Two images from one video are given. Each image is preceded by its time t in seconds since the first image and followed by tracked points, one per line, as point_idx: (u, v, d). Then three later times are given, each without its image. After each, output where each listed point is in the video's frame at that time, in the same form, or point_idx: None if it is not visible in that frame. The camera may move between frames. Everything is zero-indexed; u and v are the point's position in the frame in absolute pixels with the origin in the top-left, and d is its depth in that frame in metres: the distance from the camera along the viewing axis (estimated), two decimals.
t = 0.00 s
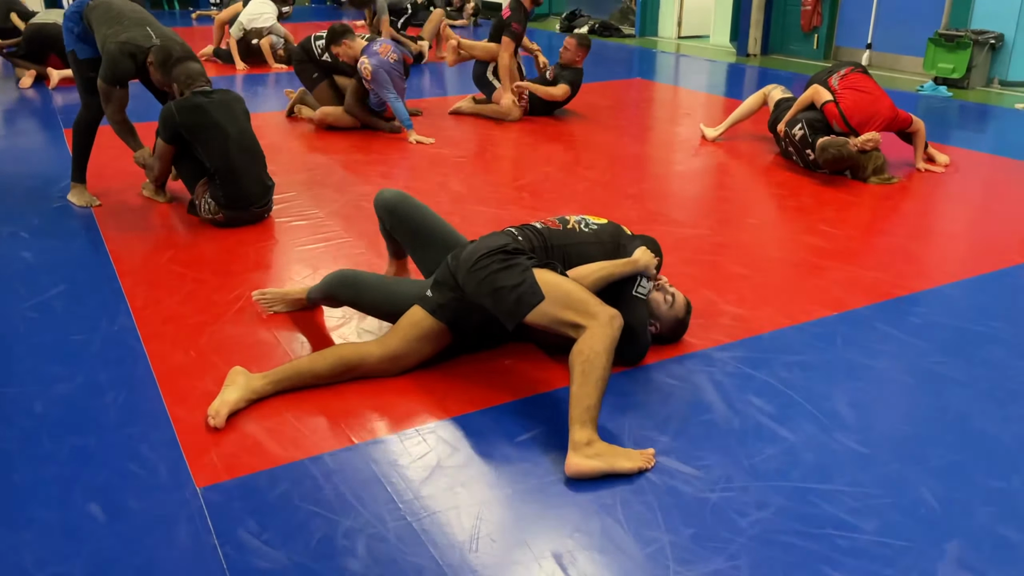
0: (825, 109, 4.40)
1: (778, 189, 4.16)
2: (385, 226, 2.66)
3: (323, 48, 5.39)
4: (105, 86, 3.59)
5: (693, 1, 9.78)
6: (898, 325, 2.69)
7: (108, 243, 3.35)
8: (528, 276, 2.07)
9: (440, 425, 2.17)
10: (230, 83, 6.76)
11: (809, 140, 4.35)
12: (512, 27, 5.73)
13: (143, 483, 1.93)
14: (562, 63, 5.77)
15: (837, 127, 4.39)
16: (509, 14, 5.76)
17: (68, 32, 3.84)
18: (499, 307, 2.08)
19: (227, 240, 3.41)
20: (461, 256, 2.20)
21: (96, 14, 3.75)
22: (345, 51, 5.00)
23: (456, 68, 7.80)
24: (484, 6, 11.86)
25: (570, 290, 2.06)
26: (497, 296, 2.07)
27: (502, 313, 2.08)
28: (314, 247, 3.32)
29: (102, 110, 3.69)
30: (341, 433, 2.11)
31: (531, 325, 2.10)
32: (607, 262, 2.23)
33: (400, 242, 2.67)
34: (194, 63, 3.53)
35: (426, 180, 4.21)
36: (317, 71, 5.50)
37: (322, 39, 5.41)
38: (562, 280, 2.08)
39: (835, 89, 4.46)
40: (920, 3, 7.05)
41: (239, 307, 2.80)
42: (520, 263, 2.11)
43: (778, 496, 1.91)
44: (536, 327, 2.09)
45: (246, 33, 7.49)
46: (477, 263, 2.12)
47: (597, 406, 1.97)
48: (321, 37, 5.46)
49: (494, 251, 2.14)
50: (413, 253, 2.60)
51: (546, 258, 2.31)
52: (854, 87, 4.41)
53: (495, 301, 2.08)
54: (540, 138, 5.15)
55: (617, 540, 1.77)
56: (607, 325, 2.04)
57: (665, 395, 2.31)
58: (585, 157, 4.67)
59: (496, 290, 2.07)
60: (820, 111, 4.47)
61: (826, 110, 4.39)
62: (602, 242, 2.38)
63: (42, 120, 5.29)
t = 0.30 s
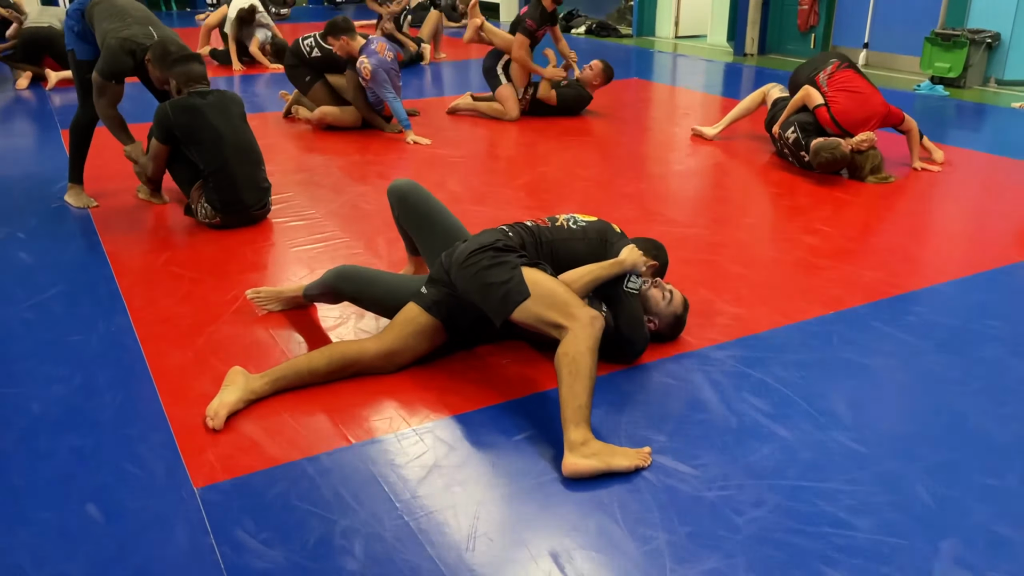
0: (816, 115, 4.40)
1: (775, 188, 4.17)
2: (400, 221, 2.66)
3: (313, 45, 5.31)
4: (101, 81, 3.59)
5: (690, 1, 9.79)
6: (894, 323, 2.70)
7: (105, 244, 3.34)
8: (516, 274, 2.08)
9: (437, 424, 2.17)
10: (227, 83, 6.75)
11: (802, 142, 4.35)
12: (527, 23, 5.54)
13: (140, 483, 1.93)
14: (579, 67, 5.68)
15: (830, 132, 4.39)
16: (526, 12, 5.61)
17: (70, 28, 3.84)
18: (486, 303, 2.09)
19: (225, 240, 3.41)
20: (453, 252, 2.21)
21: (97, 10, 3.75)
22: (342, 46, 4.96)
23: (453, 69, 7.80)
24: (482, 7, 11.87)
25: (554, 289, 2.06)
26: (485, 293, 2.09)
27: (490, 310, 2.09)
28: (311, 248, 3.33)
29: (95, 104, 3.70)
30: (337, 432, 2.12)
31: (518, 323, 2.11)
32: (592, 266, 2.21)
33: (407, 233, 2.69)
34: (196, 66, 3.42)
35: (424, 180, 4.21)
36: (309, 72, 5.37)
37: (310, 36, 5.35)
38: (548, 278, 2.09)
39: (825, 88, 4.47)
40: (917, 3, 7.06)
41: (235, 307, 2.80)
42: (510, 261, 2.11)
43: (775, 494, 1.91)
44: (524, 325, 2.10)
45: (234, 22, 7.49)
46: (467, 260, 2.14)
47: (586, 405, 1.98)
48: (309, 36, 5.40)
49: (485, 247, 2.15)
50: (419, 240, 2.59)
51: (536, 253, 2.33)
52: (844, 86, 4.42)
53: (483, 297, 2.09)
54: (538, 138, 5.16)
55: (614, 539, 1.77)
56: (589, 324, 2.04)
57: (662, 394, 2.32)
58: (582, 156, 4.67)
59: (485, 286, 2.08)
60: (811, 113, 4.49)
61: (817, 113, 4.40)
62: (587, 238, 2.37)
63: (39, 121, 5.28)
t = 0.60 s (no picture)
0: (810, 127, 4.43)
1: (773, 188, 4.17)
2: (394, 222, 2.66)
3: (297, 51, 5.34)
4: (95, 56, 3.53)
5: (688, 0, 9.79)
6: (891, 322, 2.70)
7: (103, 245, 3.35)
8: (506, 268, 2.08)
9: (435, 423, 2.18)
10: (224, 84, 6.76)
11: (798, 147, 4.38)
12: (574, 43, 5.61)
13: (138, 484, 1.93)
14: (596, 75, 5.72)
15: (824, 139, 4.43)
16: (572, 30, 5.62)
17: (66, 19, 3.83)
18: (477, 297, 2.09)
19: (224, 241, 3.41)
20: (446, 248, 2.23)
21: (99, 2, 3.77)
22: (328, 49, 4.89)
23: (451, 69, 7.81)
24: (479, 7, 11.88)
25: (544, 284, 2.06)
26: (476, 288, 2.09)
27: (480, 304, 2.09)
28: (309, 248, 3.33)
29: (77, 75, 3.57)
30: (334, 432, 2.12)
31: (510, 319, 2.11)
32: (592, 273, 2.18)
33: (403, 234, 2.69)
34: (206, 66, 3.40)
35: (422, 180, 4.22)
36: (300, 75, 5.39)
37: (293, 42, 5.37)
38: (538, 273, 2.09)
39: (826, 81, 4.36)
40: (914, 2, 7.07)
41: (234, 307, 2.80)
42: (500, 255, 2.12)
43: (772, 492, 1.91)
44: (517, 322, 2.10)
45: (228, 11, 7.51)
46: (459, 254, 2.15)
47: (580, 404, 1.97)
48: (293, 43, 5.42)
49: (476, 241, 2.16)
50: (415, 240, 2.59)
51: (530, 248, 2.34)
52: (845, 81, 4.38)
53: (474, 291, 2.10)
54: (535, 137, 5.17)
55: (612, 538, 1.78)
56: (577, 321, 2.02)
57: (659, 393, 2.32)
58: (579, 156, 4.68)
59: (476, 280, 2.09)
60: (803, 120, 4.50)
61: (811, 126, 4.43)
62: (583, 237, 2.37)
63: (36, 122, 5.28)
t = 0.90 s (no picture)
0: (816, 131, 4.35)
1: (770, 188, 4.18)
2: (384, 228, 2.67)
3: (295, 54, 5.31)
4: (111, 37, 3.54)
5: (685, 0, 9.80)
6: (887, 321, 2.71)
7: (100, 246, 3.35)
8: (506, 267, 2.08)
9: (434, 424, 2.18)
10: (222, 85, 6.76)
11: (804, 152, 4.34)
12: (588, 66, 5.60)
13: (135, 486, 1.93)
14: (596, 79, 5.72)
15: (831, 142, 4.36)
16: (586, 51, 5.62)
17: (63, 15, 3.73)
18: (477, 296, 2.09)
19: (221, 242, 3.41)
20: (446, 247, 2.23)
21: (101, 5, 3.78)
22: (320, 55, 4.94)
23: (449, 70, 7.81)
24: (477, 8, 11.89)
25: (543, 284, 2.06)
26: (475, 286, 2.09)
27: (480, 303, 2.09)
28: (306, 249, 3.33)
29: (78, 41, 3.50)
30: (332, 433, 2.12)
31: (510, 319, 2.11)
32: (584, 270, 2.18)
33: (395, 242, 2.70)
34: (207, 59, 3.37)
35: (419, 180, 4.22)
36: (299, 74, 5.37)
37: (292, 44, 5.33)
38: (538, 272, 2.08)
39: (823, 97, 4.27)
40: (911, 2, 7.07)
41: (231, 308, 2.81)
42: (500, 254, 2.12)
43: (769, 492, 1.92)
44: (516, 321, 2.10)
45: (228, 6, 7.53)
46: (459, 253, 2.15)
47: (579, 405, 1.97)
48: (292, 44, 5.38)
49: (476, 240, 2.16)
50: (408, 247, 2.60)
51: (530, 247, 2.34)
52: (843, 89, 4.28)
53: (474, 290, 2.10)
54: (533, 137, 5.17)
55: (610, 538, 1.78)
56: (577, 321, 2.02)
57: (656, 392, 2.32)
58: (576, 156, 4.68)
59: (476, 279, 2.09)
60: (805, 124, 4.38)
61: (820, 131, 4.32)
62: (583, 236, 2.38)
63: (33, 123, 5.28)
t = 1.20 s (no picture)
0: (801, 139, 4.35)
1: (767, 187, 4.18)
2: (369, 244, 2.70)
3: (291, 57, 5.31)
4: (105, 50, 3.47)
5: None
6: (885, 320, 2.71)
7: (98, 247, 3.35)
8: (519, 258, 2.09)
9: (433, 424, 2.18)
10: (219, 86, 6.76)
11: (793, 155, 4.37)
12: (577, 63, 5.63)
13: (133, 486, 1.93)
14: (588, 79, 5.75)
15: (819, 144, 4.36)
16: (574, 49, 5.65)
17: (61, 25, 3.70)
18: (488, 285, 2.10)
19: (219, 242, 3.41)
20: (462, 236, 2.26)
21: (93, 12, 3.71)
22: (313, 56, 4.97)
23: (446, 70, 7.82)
24: (474, 8, 11.89)
25: (553, 281, 2.06)
26: (487, 275, 2.10)
27: (490, 292, 2.10)
28: (304, 249, 3.33)
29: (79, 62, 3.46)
30: (332, 433, 2.12)
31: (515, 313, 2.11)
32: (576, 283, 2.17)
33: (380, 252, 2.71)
34: (196, 60, 3.37)
35: (417, 180, 4.22)
36: (296, 75, 5.37)
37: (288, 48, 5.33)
38: (549, 270, 2.09)
39: (802, 112, 4.26)
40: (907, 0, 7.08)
41: (230, 309, 2.81)
42: (514, 246, 2.13)
43: (766, 490, 1.92)
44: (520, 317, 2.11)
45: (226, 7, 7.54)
46: (475, 241, 2.17)
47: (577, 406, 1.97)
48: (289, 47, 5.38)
49: (491, 229, 2.19)
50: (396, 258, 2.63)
51: (543, 242, 2.34)
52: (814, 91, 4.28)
53: (485, 279, 2.11)
54: (531, 137, 5.17)
55: (608, 536, 1.78)
56: (579, 322, 2.03)
57: (654, 392, 2.32)
58: (574, 156, 4.68)
59: (489, 268, 2.10)
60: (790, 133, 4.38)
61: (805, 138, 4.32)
62: (596, 231, 2.39)
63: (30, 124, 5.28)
